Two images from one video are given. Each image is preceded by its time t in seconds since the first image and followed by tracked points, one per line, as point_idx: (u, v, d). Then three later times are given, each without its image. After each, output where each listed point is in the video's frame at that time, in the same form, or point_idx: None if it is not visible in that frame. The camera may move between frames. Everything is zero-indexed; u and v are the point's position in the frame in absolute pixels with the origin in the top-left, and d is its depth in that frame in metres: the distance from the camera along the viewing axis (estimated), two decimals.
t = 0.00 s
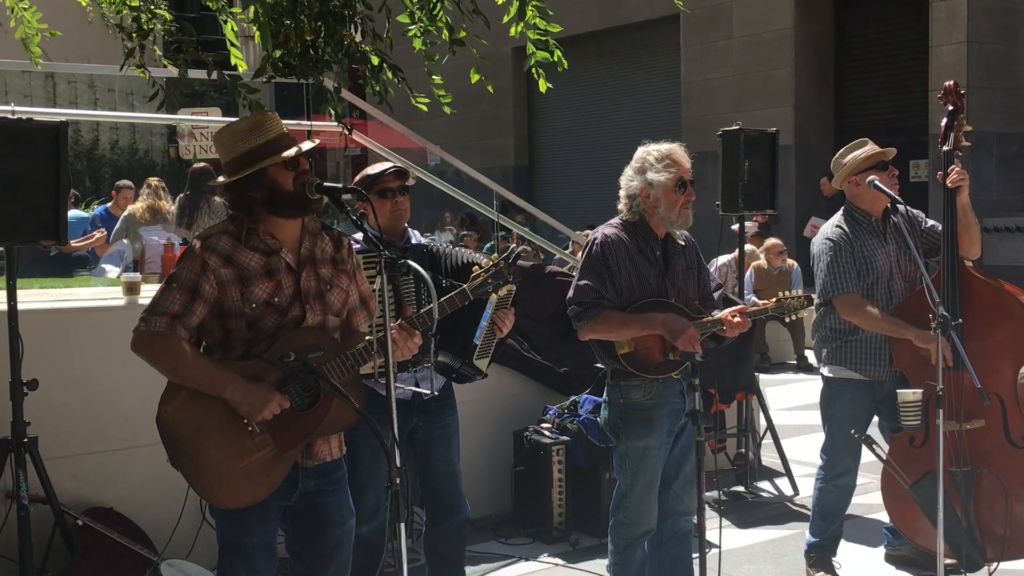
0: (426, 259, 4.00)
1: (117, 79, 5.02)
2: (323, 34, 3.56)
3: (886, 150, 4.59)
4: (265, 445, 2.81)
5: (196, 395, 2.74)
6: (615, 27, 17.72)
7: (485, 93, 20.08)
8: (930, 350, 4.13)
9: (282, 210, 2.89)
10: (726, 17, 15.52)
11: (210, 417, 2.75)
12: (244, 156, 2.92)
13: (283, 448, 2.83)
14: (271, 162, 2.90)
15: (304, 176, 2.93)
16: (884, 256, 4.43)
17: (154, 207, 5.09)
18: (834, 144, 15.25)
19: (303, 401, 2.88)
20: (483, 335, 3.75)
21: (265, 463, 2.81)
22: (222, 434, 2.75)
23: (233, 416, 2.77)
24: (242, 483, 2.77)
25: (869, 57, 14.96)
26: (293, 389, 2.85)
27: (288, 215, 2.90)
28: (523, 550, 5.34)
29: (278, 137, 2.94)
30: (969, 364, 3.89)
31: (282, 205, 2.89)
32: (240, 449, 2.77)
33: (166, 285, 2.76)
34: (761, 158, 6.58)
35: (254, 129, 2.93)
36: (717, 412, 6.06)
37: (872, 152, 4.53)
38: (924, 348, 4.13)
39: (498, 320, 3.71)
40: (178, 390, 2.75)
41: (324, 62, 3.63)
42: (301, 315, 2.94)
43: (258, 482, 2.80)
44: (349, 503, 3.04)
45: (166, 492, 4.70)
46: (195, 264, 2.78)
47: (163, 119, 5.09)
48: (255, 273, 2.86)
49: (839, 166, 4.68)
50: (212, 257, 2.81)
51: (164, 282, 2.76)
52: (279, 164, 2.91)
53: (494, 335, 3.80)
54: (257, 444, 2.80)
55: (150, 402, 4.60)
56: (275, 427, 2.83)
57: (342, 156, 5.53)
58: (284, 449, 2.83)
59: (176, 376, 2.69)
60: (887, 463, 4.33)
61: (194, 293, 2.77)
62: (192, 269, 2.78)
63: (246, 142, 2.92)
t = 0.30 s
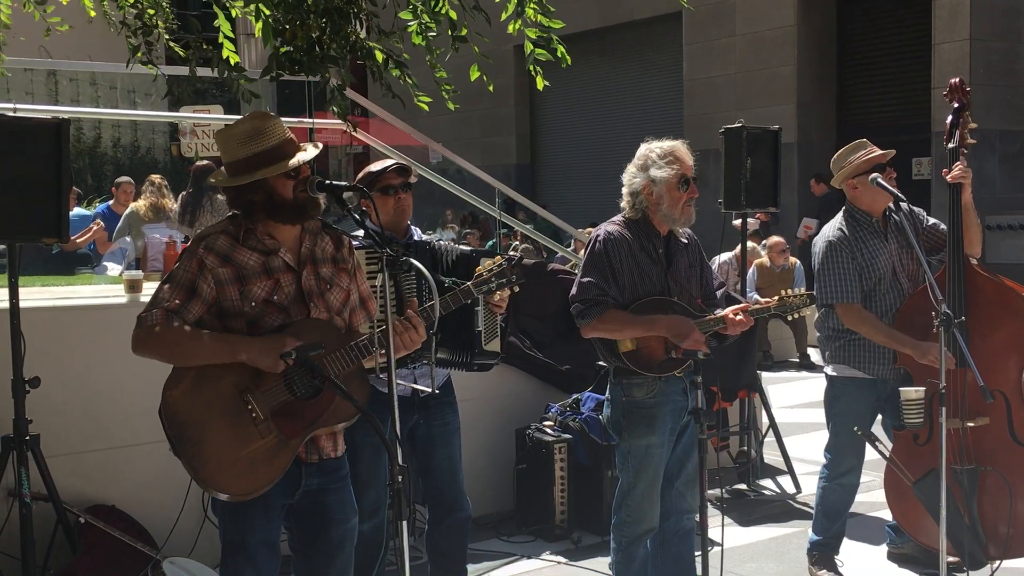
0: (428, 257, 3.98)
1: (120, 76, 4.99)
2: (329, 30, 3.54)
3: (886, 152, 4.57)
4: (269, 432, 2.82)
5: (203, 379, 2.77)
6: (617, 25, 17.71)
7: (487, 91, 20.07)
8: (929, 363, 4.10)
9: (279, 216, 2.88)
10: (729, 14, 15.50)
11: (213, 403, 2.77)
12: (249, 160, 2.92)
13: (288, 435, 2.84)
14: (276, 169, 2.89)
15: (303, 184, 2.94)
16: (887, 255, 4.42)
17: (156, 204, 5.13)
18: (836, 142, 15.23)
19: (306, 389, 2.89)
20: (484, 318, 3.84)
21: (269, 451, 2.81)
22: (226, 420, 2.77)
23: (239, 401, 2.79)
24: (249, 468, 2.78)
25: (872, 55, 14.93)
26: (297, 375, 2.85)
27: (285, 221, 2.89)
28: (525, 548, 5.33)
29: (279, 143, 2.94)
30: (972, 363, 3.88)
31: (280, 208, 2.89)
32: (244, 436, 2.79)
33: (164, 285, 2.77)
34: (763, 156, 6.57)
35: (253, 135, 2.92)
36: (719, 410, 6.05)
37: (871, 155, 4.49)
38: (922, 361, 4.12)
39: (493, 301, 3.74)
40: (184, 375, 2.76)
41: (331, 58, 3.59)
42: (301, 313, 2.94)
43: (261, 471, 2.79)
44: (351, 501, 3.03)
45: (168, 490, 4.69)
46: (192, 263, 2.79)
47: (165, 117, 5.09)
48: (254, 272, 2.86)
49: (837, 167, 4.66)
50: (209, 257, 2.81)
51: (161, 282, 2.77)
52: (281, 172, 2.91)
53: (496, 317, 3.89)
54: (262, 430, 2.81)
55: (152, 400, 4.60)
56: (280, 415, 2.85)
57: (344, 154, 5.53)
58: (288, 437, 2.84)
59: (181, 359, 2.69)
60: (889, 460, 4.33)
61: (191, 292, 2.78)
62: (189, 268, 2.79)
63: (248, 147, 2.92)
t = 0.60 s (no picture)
0: (429, 255, 3.98)
1: (121, 76, 5.03)
2: (334, 31, 3.57)
3: (893, 150, 4.57)
4: (271, 438, 2.81)
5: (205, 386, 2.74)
6: (619, 25, 17.71)
7: (489, 90, 20.07)
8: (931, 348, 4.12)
9: (289, 198, 2.89)
10: (731, 14, 15.50)
11: (216, 409, 2.75)
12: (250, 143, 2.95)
13: (288, 441, 2.83)
14: (274, 145, 2.93)
15: (306, 159, 2.94)
16: (890, 255, 4.42)
17: (159, 204, 5.18)
18: (838, 141, 15.22)
19: (308, 394, 2.86)
20: (481, 323, 3.86)
21: (271, 456, 2.81)
22: (229, 427, 2.76)
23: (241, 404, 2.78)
24: (252, 473, 2.78)
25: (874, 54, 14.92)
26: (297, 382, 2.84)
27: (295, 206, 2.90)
28: (527, 548, 5.33)
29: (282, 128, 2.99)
30: (973, 362, 3.88)
31: (291, 197, 2.90)
32: (246, 441, 2.78)
33: (170, 280, 2.75)
34: (766, 156, 6.57)
35: (248, 121, 2.99)
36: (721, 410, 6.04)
37: (880, 148, 4.51)
38: (924, 349, 4.14)
39: (492, 302, 3.78)
40: (183, 383, 2.74)
41: (336, 59, 3.63)
42: (305, 312, 2.94)
43: (264, 476, 2.80)
44: (353, 501, 3.04)
45: (171, 490, 4.70)
46: (199, 259, 2.78)
47: (168, 117, 5.07)
48: (260, 269, 2.86)
49: (844, 164, 4.67)
50: (217, 253, 2.80)
51: (168, 277, 2.75)
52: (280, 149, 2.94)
53: (494, 318, 3.90)
54: (263, 436, 2.80)
55: (154, 399, 4.61)
56: (282, 423, 2.82)
57: (346, 154, 5.54)
58: (289, 442, 2.84)
59: (181, 369, 2.69)
60: (892, 461, 4.33)
61: (198, 288, 2.77)
62: (197, 264, 2.77)
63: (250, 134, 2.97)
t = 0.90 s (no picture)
0: (431, 256, 3.97)
1: (125, 78, 5.02)
2: (335, 32, 3.55)
3: (890, 152, 4.55)
4: (275, 439, 2.81)
5: (207, 391, 2.74)
6: (622, 26, 17.71)
7: (491, 92, 20.08)
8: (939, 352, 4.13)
9: (288, 207, 2.90)
10: (734, 16, 15.49)
11: (220, 412, 2.74)
12: (249, 154, 2.91)
13: (292, 441, 2.84)
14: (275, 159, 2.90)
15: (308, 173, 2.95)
16: (893, 256, 4.41)
17: (162, 206, 5.16)
18: (841, 143, 15.21)
19: (312, 395, 2.87)
20: (478, 321, 3.84)
21: (274, 459, 2.81)
22: (232, 429, 2.75)
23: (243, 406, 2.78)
24: (256, 474, 2.78)
25: (878, 55, 14.91)
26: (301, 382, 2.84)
27: (294, 214, 2.91)
28: (530, 549, 5.33)
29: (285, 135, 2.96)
30: (976, 364, 3.83)
31: (291, 203, 2.89)
32: (250, 442, 2.77)
33: (172, 284, 2.77)
34: (768, 157, 6.57)
35: (253, 129, 2.93)
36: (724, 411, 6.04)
37: (874, 154, 4.49)
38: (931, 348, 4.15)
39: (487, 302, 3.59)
40: (189, 383, 2.73)
41: (336, 60, 3.61)
42: (308, 315, 2.94)
43: (268, 477, 2.80)
44: (357, 502, 3.04)
45: (174, 490, 4.70)
46: (201, 263, 2.79)
47: (172, 118, 5.10)
48: (262, 274, 2.86)
49: (841, 169, 4.64)
50: (219, 257, 2.81)
51: (170, 281, 2.76)
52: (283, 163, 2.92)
53: (490, 317, 3.89)
54: (266, 437, 2.80)
55: (158, 401, 4.61)
56: (286, 423, 2.83)
57: (349, 155, 5.55)
58: (292, 444, 2.84)
59: (189, 370, 2.67)
60: (895, 462, 4.31)
61: (200, 292, 2.78)
62: (198, 268, 2.78)
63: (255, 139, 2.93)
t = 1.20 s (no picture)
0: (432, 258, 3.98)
1: (127, 80, 5.04)
2: (335, 33, 3.56)
3: (898, 155, 4.59)
4: (276, 437, 2.82)
5: (207, 388, 2.75)
6: (624, 28, 17.71)
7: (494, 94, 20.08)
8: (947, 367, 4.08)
9: (285, 216, 2.90)
10: (736, 17, 15.49)
11: (221, 409, 2.76)
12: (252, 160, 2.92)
13: (293, 440, 2.84)
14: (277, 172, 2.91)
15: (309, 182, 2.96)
16: (895, 258, 4.41)
17: (166, 208, 5.17)
18: (844, 144, 15.20)
19: (311, 393, 2.89)
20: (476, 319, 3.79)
21: (275, 457, 2.81)
22: (233, 428, 2.77)
23: (244, 406, 2.79)
24: (259, 472, 2.79)
25: (880, 56, 14.90)
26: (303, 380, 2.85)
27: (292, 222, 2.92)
28: (532, 551, 5.33)
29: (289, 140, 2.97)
30: (979, 366, 3.86)
31: (288, 208, 2.91)
32: (252, 441, 2.78)
33: (171, 288, 2.77)
34: (771, 159, 6.57)
35: (260, 134, 2.94)
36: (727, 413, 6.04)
37: (884, 152, 4.52)
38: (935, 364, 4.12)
39: (486, 301, 3.57)
40: (190, 382, 2.75)
41: (336, 61, 3.62)
42: (308, 317, 2.95)
43: (269, 476, 2.80)
44: (360, 504, 3.04)
45: (177, 492, 4.71)
46: (198, 267, 2.80)
47: (174, 120, 5.10)
48: (260, 277, 2.87)
49: (849, 164, 4.63)
50: (216, 261, 2.82)
51: (169, 285, 2.77)
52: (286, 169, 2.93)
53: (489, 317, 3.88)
54: (268, 434, 2.81)
55: (161, 402, 4.62)
56: (287, 421, 2.84)
57: (351, 157, 5.55)
58: (294, 442, 2.84)
59: (192, 366, 2.68)
60: (899, 464, 4.31)
61: (198, 296, 2.79)
62: (196, 272, 2.79)
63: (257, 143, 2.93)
